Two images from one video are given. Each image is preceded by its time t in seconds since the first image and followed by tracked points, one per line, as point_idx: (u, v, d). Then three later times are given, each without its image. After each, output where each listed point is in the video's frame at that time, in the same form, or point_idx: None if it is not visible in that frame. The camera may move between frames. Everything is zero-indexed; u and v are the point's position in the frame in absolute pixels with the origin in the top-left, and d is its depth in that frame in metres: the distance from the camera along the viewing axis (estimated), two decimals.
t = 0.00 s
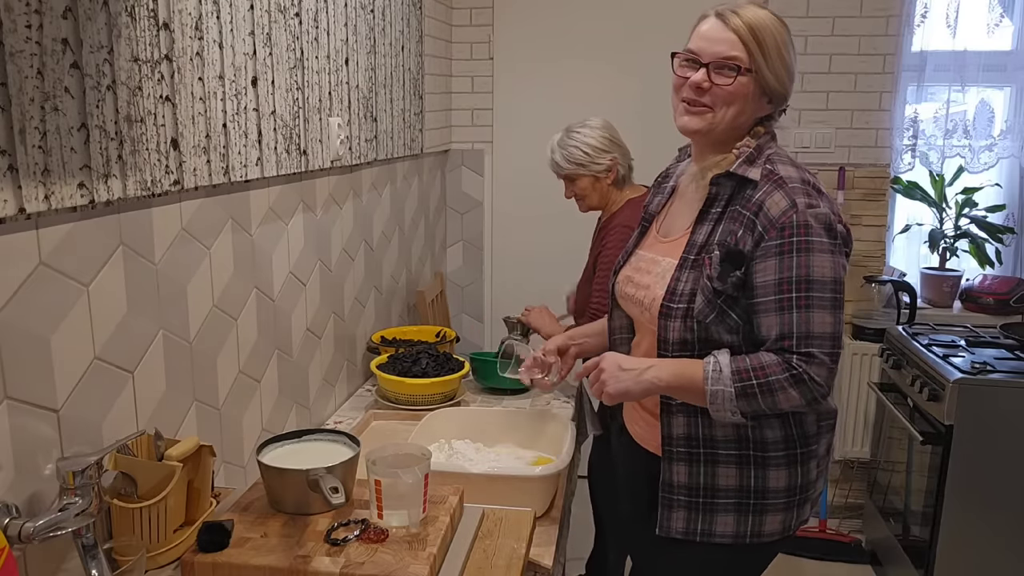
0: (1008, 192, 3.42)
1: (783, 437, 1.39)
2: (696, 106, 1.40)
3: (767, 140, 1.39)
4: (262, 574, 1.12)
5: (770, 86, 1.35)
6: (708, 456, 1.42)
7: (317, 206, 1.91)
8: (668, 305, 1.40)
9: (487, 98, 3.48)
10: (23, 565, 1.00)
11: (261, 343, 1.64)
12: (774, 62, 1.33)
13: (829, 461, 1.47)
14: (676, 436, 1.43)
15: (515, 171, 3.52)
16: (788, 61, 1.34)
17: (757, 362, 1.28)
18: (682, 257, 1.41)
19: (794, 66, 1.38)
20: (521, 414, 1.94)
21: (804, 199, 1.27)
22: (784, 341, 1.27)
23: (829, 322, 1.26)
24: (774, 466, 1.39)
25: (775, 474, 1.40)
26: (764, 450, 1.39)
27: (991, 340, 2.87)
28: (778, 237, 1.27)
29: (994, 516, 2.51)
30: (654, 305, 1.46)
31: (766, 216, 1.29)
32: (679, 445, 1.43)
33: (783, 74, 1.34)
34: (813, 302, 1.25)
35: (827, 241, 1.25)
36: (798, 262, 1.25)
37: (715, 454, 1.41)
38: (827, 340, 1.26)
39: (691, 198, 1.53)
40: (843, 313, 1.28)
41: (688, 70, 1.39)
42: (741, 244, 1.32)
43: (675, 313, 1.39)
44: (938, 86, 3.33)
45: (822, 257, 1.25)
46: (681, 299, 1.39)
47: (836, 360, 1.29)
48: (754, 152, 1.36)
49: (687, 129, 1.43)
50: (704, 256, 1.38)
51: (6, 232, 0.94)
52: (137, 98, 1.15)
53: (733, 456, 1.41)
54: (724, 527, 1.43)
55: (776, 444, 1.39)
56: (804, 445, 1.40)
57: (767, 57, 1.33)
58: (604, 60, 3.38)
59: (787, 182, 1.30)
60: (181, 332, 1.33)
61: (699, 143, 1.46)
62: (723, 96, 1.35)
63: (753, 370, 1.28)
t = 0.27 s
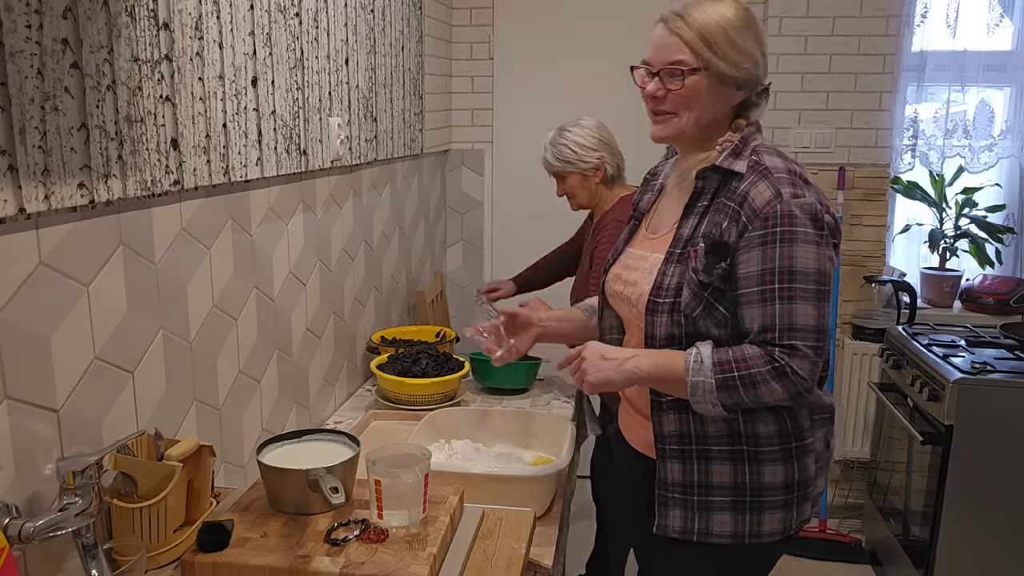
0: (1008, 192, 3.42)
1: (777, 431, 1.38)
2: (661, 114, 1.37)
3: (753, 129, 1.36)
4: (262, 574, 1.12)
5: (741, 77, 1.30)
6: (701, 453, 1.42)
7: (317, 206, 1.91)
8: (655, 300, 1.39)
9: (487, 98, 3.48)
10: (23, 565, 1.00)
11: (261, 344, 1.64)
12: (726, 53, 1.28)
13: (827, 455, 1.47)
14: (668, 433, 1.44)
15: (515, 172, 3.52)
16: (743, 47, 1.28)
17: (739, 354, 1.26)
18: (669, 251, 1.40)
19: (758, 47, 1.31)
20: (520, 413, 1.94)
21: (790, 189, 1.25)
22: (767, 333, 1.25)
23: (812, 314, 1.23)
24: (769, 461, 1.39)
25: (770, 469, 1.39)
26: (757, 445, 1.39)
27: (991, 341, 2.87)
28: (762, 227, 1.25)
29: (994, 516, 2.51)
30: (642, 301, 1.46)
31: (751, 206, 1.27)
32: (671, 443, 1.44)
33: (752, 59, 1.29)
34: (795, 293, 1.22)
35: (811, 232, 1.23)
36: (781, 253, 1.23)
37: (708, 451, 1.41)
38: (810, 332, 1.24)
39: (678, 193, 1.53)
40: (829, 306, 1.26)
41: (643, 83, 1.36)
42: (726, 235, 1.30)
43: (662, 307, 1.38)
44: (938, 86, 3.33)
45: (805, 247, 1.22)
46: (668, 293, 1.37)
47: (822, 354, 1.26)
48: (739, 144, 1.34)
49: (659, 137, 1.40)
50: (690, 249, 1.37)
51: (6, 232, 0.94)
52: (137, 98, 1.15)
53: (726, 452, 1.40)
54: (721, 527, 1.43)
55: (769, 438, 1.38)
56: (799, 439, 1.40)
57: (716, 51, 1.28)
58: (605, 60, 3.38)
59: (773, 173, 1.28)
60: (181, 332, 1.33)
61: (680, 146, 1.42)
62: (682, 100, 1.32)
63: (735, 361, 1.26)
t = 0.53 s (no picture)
0: (1008, 192, 3.42)
1: (778, 435, 1.36)
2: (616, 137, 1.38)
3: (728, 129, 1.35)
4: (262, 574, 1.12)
5: (679, 78, 1.27)
6: (702, 466, 1.38)
7: (317, 206, 1.91)
8: (645, 314, 1.35)
9: (487, 98, 3.48)
10: (23, 566, 1.00)
11: (261, 344, 1.64)
12: (646, 64, 1.27)
13: (827, 451, 1.45)
14: (666, 450, 1.39)
15: (515, 171, 3.52)
16: (662, 53, 1.26)
17: (738, 364, 1.22)
18: (655, 263, 1.36)
19: (691, 47, 1.27)
20: (521, 413, 1.94)
21: (775, 190, 1.22)
22: (764, 339, 1.22)
23: (808, 316, 1.21)
24: (773, 466, 1.36)
25: (775, 475, 1.37)
26: (759, 451, 1.36)
27: (991, 340, 2.87)
28: (750, 232, 1.22)
29: (994, 516, 2.51)
30: (631, 316, 1.41)
31: (737, 210, 1.24)
32: (671, 460, 1.39)
33: (687, 58, 1.26)
34: (790, 296, 1.20)
35: (800, 232, 1.20)
36: (771, 257, 1.20)
37: (709, 464, 1.38)
38: (808, 335, 1.21)
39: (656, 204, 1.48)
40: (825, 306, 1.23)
41: (594, 111, 1.36)
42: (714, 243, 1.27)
43: (654, 321, 1.34)
44: (938, 86, 3.33)
45: (795, 249, 1.20)
46: (658, 306, 1.34)
47: (820, 356, 1.24)
48: (716, 148, 1.32)
49: (626, 156, 1.41)
50: (677, 259, 1.33)
51: (6, 232, 0.94)
52: (137, 98, 1.15)
53: (727, 463, 1.37)
54: (731, 541, 1.39)
55: (770, 443, 1.36)
56: (800, 440, 1.37)
57: (634, 65, 1.27)
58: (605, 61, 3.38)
59: (756, 173, 1.26)
60: (181, 332, 1.34)
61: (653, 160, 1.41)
62: (621, 119, 1.33)
63: (735, 372, 1.22)
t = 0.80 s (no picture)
0: (1008, 192, 3.42)
1: (780, 441, 1.33)
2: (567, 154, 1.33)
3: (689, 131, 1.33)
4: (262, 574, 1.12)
5: (628, 85, 1.23)
6: (707, 482, 1.35)
7: (317, 206, 1.91)
8: (635, 336, 1.31)
9: (487, 98, 3.48)
10: (24, 565, 1.00)
11: (261, 343, 1.64)
12: (592, 73, 1.22)
13: (826, 449, 1.44)
14: (668, 470, 1.36)
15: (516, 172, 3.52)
16: (609, 61, 1.22)
17: (738, 374, 1.19)
18: (637, 281, 1.33)
19: (638, 54, 1.24)
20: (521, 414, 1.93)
21: (750, 190, 1.21)
22: (760, 343, 1.19)
23: (801, 314, 1.18)
24: (777, 474, 1.34)
25: (780, 482, 1.35)
26: (762, 461, 1.34)
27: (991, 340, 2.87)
28: (732, 237, 1.20)
29: (994, 516, 2.51)
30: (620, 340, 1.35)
31: (715, 215, 1.22)
32: (674, 479, 1.36)
33: (634, 64, 1.23)
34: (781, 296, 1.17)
35: (781, 230, 1.18)
36: (756, 259, 1.18)
37: (713, 479, 1.35)
38: (803, 334, 1.19)
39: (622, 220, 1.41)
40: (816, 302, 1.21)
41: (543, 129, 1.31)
42: (698, 252, 1.25)
43: (645, 341, 1.31)
44: (938, 86, 3.33)
45: (779, 248, 1.17)
46: (648, 325, 1.31)
47: (816, 353, 1.22)
48: (683, 154, 1.30)
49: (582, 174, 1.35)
50: (660, 274, 1.30)
51: (6, 232, 0.94)
52: (137, 98, 1.15)
53: (732, 476, 1.34)
54: (743, 555, 1.37)
55: (773, 450, 1.33)
56: (801, 443, 1.35)
57: (581, 75, 1.23)
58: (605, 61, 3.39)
59: (727, 176, 1.24)
60: (181, 332, 1.34)
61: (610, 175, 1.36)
62: (571, 133, 1.28)
63: (736, 382, 1.19)
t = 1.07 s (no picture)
0: (1008, 192, 3.42)
1: (780, 446, 1.33)
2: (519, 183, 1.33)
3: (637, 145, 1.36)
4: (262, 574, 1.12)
5: (573, 105, 1.26)
6: (713, 496, 1.35)
7: (317, 205, 1.91)
8: (621, 360, 1.32)
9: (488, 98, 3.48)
10: (23, 565, 1.00)
11: (261, 343, 1.64)
12: (538, 98, 1.24)
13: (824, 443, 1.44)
14: (673, 491, 1.36)
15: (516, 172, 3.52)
16: (552, 84, 1.24)
17: (729, 386, 1.20)
18: (614, 304, 1.33)
19: (579, 74, 1.27)
20: (521, 415, 1.93)
21: (714, 194, 1.22)
22: (745, 348, 1.20)
23: (781, 313, 1.19)
24: (782, 478, 1.34)
25: (785, 485, 1.35)
26: (765, 467, 1.33)
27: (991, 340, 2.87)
28: (703, 245, 1.21)
29: (994, 516, 2.51)
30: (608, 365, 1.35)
31: (682, 224, 1.24)
32: (680, 499, 1.36)
33: (578, 84, 1.26)
34: (759, 298, 1.18)
35: (750, 230, 1.19)
36: (729, 265, 1.19)
37: (718, 492, 1.35)
38: (785, 332, 1.19)
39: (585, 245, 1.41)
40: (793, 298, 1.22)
41: (490, 160, 1.31)
42: (672, 266, 1.26)
43: (633, 363, 1.32)
44: (938, 86, 3.34)
45: (751, 250, 1.18)
46: (632, 347, 1.31)
47: (801, 349, 1.22)
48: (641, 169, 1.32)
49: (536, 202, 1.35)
50: (637, 293, 1.31)
51: (6, 232, 0.94)
52: (137, 98, 1.15)
53: (737, 486, 1.34)
54: (757, 562, 1.37)
55: (775, 456, 1.33)
56: (801, 444, 1.35)
57: (526, 101, 1.24)
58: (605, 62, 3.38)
59: (689, 183, 1.26)
60: (181, 332, 1.34)
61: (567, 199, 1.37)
62: (523, 161, 1.28)
63: (728, 395, 1.19)
